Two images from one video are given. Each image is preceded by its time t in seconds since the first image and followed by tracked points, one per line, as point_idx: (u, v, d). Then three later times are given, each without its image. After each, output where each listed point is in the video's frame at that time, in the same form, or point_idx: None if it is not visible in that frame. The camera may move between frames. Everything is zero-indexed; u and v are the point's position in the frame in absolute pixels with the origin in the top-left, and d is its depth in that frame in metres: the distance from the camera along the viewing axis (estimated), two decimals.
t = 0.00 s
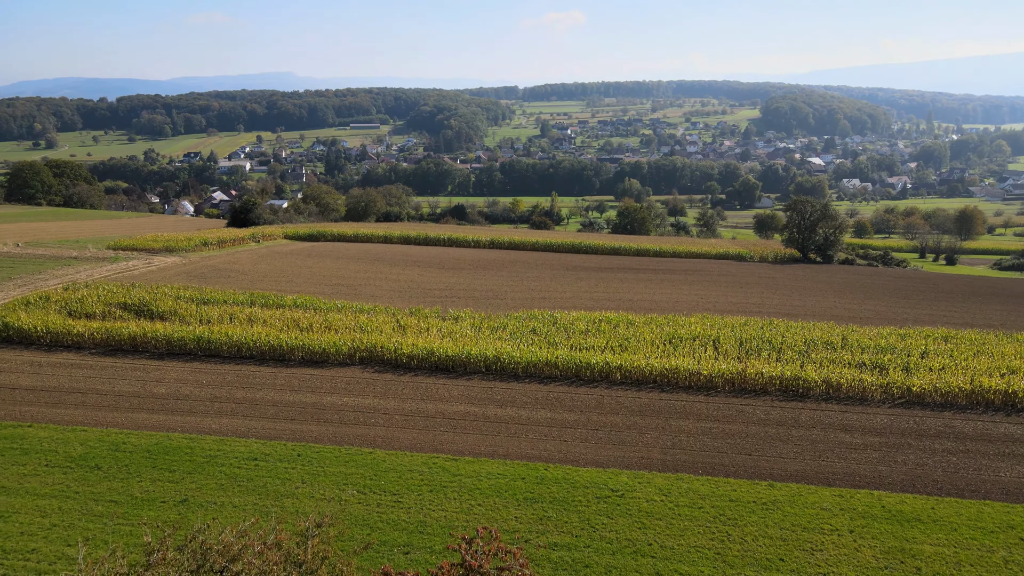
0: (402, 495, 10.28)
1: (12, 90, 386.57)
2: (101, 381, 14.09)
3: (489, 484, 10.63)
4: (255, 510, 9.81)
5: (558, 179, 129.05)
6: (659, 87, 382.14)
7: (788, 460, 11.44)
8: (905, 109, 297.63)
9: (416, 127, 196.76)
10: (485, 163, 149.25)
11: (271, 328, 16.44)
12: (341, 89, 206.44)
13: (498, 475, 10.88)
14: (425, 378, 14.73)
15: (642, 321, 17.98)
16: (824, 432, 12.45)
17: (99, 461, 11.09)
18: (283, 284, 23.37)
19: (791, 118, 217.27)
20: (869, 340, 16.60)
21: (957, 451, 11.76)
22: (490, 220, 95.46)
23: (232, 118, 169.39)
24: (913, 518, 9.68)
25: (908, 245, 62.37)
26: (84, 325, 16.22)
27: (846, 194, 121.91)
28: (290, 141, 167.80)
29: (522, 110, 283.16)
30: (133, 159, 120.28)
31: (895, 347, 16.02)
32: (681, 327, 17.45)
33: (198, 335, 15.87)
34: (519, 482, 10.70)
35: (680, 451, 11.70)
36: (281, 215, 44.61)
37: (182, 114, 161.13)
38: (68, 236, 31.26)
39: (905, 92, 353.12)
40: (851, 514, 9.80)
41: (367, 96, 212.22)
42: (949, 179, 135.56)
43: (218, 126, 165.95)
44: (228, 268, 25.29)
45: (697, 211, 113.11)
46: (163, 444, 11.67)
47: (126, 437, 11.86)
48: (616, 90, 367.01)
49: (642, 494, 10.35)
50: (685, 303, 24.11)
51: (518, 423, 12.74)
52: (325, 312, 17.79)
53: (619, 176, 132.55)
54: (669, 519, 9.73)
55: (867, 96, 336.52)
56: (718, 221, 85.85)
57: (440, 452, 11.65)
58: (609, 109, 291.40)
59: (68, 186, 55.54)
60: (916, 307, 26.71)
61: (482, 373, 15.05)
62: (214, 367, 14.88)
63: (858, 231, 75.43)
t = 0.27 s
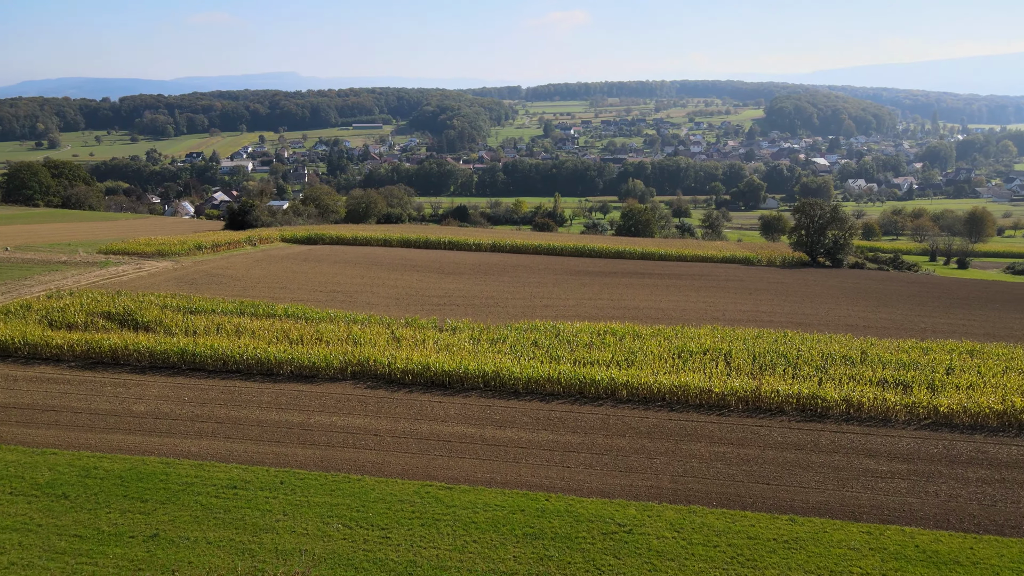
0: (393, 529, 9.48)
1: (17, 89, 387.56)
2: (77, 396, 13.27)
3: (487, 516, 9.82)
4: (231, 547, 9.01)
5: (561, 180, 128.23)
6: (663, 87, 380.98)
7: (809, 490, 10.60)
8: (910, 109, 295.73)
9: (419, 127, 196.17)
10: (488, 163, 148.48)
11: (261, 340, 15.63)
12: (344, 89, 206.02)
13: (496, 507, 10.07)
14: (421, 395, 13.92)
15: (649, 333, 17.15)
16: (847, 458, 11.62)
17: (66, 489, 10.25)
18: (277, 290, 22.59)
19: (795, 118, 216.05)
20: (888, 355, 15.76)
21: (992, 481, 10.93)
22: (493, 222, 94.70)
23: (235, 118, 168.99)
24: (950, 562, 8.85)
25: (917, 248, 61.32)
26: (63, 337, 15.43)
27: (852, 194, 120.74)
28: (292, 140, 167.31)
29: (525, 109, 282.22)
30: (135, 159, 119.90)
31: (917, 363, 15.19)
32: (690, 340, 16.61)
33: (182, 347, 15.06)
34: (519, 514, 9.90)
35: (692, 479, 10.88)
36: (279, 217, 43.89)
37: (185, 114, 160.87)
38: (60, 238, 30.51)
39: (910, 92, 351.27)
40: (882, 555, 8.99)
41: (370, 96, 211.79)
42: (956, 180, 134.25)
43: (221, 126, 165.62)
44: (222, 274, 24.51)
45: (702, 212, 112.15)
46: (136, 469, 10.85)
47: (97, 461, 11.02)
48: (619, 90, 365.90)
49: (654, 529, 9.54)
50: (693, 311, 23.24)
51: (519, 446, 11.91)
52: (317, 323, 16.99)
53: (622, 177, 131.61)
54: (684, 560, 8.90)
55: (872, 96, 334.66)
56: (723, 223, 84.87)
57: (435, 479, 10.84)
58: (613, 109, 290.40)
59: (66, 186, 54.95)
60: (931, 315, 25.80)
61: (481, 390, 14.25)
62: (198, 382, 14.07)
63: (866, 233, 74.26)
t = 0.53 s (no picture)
0: (386, 569, 8.69)
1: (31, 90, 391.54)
2: (58, 414, 12.55)
3: (489, 555, 9.01)
4: None
5: (570, 181, 127.30)
6: (673, 87, 378.87)
7: (841, 528, 9.72)
8: (924, 109, 292.02)
9: (428, 127, 195.87)
10: (496, 163, 147.76)
11: (255, 353, 14.87)
12: (353, 89, 206.07)
13: (499, 543, 9.25)
14: (421, 414, 13.14)
15: (663, 347, 16.24)
16: (880, 491, 10.69)
17: (36, 520, 9.48)
18: (276, 297, 21.87)
19: (806, 118, 213.85)
20: (918, 373, 14.81)
21: None
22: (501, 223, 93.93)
23: (244, 118, 169.34)
24: None
25: (934, 251, 59.91)
26: (49, 348, 14.74)
27: (865, 196, 118.94)
28: (301, 140, 167.42)
29: (534, 109, 281.35)
30: (144, 159, 120.23)
31: (950, 382, 14.23)
32: (707, 354, 15.72)
33: (171, 361, 14.32)
34: (524, 552, 9.07)
35: (712, 513, 10.01)
36: (284, 219, 43.32)
37: (194, 114, 161.38)
38: (61, 241, 30.01)
39: (922, 92, 347.36)
40: None
41: (379, 96, 211.75)
42: (971, 180, 132.06)
43: (230, 126, 166.00)
44: (220, 279, 23.83)
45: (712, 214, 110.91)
46: (114, 496, 10.11)
47: (73, 488, 10.27)
48: (628, 89, 364.15)
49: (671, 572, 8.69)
50: (708, 321, 22.31)
51: (525, 473, 11.10)
52: (314, 335, 16.25)
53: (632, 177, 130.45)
54: None
55: (885, 96, 330.98)
56: (734, 225, 83.64)
57: (433, 510, 10.03)
58: (622, 109, 289.02)
59: (73, 187, 54.69)
60: (957, 324, 24.69)
61: (485, 409, 13.44)
62: (187, 398, 13.34)
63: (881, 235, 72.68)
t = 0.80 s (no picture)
0: None
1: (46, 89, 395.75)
2: (37, 432, 11.86)
3: None
4: None
5: (579, 181, 126.36)
6: (684, 87, 376.52)
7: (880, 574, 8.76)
8: (938, 108, 288.03)
9: (437, 127, 195.55)
10: (505, 163, 147.07)
11: (248, 367, 14.15)
12: (363, 89, 206.16)
13: None
14: (421, 434, 12.37)
15: (679, 362, 15.35)
16: (920, 530, 9.75)
17: None
18: (276, 303, 21.17)
19: (818, 118, 211.51)
20: (953, 392, 13.83)
21: None
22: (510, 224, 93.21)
23: (255, 118, 169.74)
24: None
25: (953, 255, 58.40)
26: (34, 360, 14.11)
27: (878, 197, 117.06)
28: (311, 140, 167.55)
29: (544, 109, 280.46)
30: (155, 159, 120.65)
31: (988, 404, 13.23)
32: (724, 371, 14.81)
33: (159, 375, 13.64)
34: None
35: (737, 555, 9.09)
36: (290, 221, 42.81)
37: (205, 114, 161.91)
38: (61, 244, 29.49)
39: (937, 92, 342.85)
40: None
41: (389, 96, 211.73)
42: (987, 181, 129.56)
43: (241, 126, 166.53)
44: (220, 284, 23.18)
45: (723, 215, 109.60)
46: (88, 528, 9.38)
47: (44, 518, 9.55)
48: (639, 89, 362.32)
49: None
50: (724, 331, 21.36)
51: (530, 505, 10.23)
52: (311, 346, 15.51)
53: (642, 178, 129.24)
54: None
55: (899, 96, 326.94)
56: (747, 227, 82.32)
57: (430, 547, 9.19)
58: (632, 109, 287.45)
59: (80, 187, 54.39)
60: (985, 335, 23.54)
61: (488, 429, 12.62)
62: (173, 416, 12.63)
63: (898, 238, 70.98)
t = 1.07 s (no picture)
0: None
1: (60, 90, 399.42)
2: (13, 454, 11.15)
3: None
4: None
5: (589, 182, 125.36)
6: (694, 87, 374.20)
7: None
8: (951, 109, 284.21)
9: (446, 127, 195.13)
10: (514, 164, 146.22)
11: (240, 383, 13.41)
12: (372, 89, 206.10)
13: None
14: (419, 458, 11.56)
15: (695, 379, 14.45)
16: None
17: None
18: (274, 310, 20.44)
19: (830, 118, 209.12)
20: (991, 416, 12.86)
21: None
22: (518, 225, 92.47)
23: (264, 118, 170.00)
24: None
25: (972, 258, 56.95)
26: (16, 375, 13.44)
27: (892, 198, 115.22)
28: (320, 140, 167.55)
29: (553, 109, 279.42)
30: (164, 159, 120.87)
31: None
32: (743, 389, 13.90)
33: (145, 391, 12.91)
34: None
35: None
36: (295, 223, 42.20)
37: (215, 114, 162.35)
38: (62, 246, 29.01)
39: (950, 92, 338.62)
40: None
41: (398, 96, 211.54)
42: (1004, 182, 127.18)
43: (250, 126, 166.83)
44: (218, 289, 22.47)
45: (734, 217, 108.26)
46: (55, 565, 8.62)
47: (9, 553, 8.81)
48: (648, 89, 360.46)
49: None
50: (742, 342, 20.41)
51: (536, 541, 9.39)
52: (306, 360, 14.76)
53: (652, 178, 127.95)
54: None
55: (912, 96, 323.03)
56: (759, 228, 81.00)
57: None
58: (642, 109, 285.88)
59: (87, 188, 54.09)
60: (1014, 346, 22.45)
61: (491, 453, 11.82)
62: (157, 437, 11.90)
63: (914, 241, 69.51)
